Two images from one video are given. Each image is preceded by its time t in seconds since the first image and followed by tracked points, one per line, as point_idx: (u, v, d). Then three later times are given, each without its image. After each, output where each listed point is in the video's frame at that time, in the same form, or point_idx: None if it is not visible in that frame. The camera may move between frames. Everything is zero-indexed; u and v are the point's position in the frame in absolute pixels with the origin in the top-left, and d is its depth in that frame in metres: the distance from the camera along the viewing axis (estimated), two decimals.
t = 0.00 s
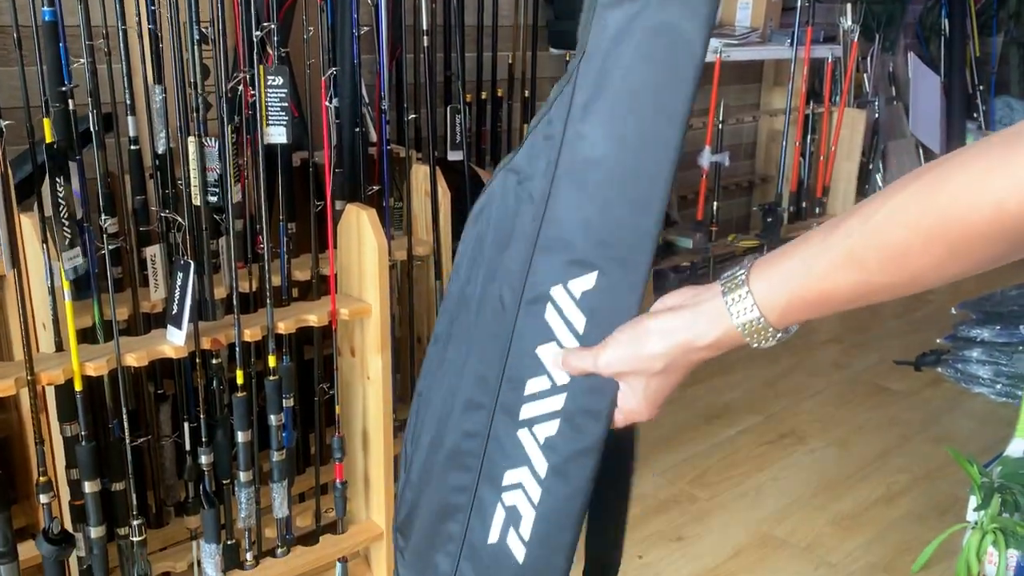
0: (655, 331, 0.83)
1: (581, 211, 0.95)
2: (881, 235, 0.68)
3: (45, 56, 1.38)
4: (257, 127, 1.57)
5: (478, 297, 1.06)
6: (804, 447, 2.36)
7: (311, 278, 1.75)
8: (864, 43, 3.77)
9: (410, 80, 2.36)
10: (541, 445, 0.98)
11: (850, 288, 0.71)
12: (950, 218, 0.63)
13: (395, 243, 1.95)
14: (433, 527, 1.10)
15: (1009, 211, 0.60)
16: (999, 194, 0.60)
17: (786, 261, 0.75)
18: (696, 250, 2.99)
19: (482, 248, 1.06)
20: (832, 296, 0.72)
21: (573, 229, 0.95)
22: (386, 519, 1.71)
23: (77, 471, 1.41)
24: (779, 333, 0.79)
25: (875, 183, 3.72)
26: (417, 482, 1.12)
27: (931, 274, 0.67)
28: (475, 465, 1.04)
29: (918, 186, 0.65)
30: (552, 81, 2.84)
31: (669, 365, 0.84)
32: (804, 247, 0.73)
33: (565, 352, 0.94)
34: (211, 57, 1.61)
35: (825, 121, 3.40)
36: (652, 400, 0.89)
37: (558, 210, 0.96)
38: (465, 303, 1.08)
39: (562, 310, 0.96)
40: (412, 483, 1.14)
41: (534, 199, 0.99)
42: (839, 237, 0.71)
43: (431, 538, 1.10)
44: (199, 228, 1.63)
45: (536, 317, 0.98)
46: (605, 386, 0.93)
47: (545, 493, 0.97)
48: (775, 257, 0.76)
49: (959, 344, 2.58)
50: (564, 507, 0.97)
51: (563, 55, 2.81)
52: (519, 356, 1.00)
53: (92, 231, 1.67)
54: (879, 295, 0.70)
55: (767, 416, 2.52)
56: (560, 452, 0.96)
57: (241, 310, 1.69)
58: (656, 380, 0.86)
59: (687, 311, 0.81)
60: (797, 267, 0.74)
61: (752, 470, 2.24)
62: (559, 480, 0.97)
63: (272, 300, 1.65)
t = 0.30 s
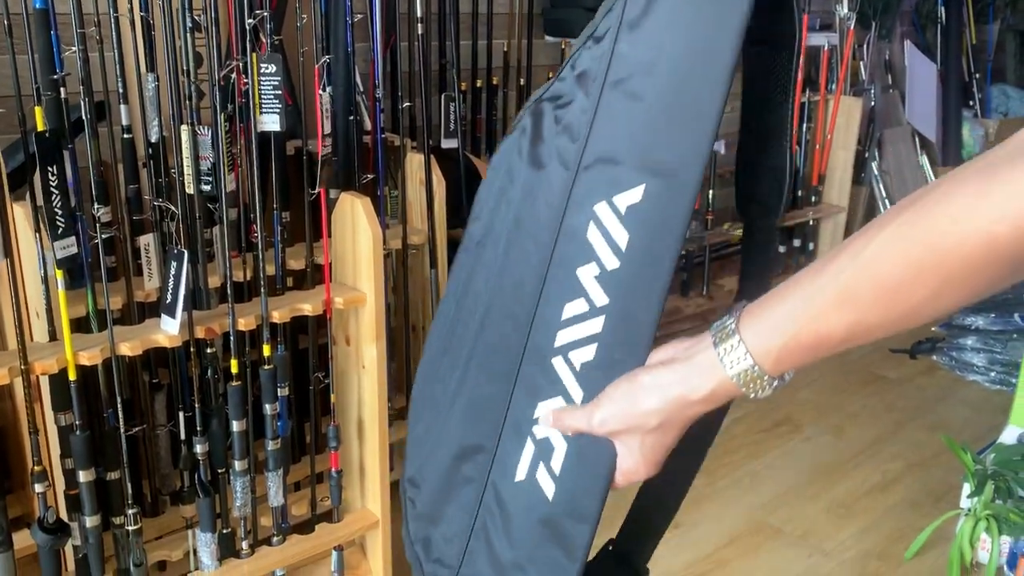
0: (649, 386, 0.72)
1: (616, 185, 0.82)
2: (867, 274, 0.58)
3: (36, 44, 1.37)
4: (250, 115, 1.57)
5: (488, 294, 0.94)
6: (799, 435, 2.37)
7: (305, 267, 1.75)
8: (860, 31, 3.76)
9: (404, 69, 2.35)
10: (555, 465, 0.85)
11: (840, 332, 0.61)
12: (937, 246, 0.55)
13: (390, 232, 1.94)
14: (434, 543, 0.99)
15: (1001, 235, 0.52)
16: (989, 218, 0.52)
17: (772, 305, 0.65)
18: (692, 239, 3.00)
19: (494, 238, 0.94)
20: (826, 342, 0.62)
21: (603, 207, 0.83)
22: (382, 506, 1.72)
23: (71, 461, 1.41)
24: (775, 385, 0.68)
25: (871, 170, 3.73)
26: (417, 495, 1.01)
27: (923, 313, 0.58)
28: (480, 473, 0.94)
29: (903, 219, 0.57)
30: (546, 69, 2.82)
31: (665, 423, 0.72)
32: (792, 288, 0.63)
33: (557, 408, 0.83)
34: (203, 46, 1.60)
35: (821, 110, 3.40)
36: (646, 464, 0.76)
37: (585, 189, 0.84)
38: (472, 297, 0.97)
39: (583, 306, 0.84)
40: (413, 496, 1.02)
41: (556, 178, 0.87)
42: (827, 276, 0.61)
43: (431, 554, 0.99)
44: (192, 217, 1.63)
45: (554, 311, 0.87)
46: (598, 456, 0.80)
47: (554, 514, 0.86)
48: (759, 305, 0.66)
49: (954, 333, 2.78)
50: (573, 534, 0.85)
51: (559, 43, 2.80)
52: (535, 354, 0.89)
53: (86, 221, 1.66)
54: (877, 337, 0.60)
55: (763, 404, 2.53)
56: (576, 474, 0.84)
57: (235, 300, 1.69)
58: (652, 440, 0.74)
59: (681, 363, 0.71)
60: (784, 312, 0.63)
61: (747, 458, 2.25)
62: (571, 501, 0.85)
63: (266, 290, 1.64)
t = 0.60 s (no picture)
0: (641, 498, 0.75)
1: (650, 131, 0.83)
2: (873, 351, 0.60)
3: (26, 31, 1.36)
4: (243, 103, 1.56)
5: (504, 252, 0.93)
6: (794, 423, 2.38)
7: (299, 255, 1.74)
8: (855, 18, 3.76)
9: (398, 57, 2.35)
10: (587, 419, 0.87)
11: (842, 420, 0.63)
12: (934, 325, 0.57)
13: (384, 221, 1.94)
14: (446, 510, 1.00)
15: (1015, 299, 0.54)
16: (1005, 279, 0.54)
17: (771, 397, 0.67)
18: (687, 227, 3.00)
19: (521, 195, 0.94)
20: (829, 428, 0.64)
21: (640, 151, 0.84)
22: (377, 494, 1.72)
23: (66, 450, 1.41)
24: (778, 487, 0.70)
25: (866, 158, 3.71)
26: (430, 459, 1.01)
27: (926, 392, 0.60)
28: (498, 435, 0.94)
29: (908, 286, 0.59)
30: (541, 56, 2.81)
31: (660, 536, 0.75)
32: (789, 379, 0.66)
33: (540, 528, 0.87)
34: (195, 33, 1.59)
35: (816, 97, 3.39)
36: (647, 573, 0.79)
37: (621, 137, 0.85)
38: (493, 253, 0.95)
39: (620, 244, 0.85)
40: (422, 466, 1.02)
41: (579, 161, 0.88)
42: (828, 356, 0.63)
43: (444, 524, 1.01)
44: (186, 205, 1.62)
45: (583, 267, 0.87)
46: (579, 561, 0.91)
47: (587, 471, 0.88)
48: (759, 397, 0.68)
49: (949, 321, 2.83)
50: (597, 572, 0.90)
51: (554, 29, 2.79)
52: (559, 309, 0.89)
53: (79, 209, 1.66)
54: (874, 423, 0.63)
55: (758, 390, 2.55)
56: (609, 432, 0.87)
57: (229, 288, 1.69)
58: (649, 554, 0.77)
59: (673, 471, 0.74)
60: (783, 407, 0.66)
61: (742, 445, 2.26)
62: (601, 458, 0.87)
63: (260, 278, 1.64)
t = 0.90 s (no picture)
0: (622, 535, 0.65)
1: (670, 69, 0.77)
2: (854, 370, 0.52)
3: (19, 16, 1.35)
4: (236, 91, 1.55)
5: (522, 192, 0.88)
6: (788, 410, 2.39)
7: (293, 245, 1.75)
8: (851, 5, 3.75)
9: (392, 44, 2.34)
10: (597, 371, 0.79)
11: (827, 442, 0.54)
12: (918, 328, 0.49)
13: (379, 210, 1.94)
14: (444, 468, 0.92)
15: (1000, 299, 0.47)
16: (992, 279, 0.47)
17: (752, 422, 0.58)
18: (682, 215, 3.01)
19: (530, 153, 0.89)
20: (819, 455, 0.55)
21: (658, 94, 0.77)
22: (372, 481, 1.73)
23: (61, 438, 1.41)
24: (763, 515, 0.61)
25: (862, 146, 3.73)
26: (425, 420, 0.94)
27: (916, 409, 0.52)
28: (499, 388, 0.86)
29: (878, 302, 0.52)
30: (536, 42, 2.81)
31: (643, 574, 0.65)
32: (770, 402, 0.57)
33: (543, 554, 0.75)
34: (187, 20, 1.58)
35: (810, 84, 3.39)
36: None
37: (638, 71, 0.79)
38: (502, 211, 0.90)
39: (633, 191, 0.78)
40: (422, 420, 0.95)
41: (586, 113, 0.82)
42: (807, 380, 0.54)
43: (440, 485, 0.92)
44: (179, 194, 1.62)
45: (596, 207, 0.81)
46: None
47: (595, 430, 0.79)
48: (736, 428, 0.59)
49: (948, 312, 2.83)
50: None
51: (550, 16, 2.78)
52: (569, 254, 0.82)
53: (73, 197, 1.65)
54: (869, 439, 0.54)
55: (752, 378, 2.56)
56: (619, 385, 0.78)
57: (223, 276, 1.69)
58: None
59: (653, 502, 0.65)
60: (764, 430, 0.57)
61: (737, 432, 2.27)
62: (608, 413, 0.78)
63: (254, 267, 1.64)
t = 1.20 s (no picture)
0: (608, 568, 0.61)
1: (705, 3, 0.77)
2: (853, 390, 0.48)
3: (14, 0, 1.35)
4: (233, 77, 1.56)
5: (562, 129, 0.90)
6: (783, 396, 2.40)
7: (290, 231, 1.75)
8: None
9: (388, 29, 2.34)
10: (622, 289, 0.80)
11: (825, 464, 0.51)
12: (914, 343, 0.46)
13: (375, 196, 1.94)
14: (470, 394, 0.90)
15: (1002, 316, 0.43)
16: (991, 294, 0.43)
17: (746, 441, 0.55)
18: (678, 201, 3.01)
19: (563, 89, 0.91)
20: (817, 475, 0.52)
21: (688, 26, 0.79)
22: (371, 466, 1.74)
23: (60, 422, 1.42)
24: (756, 544, 0.57)
25: (859, 132, 3.72)
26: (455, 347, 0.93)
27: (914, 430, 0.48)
28: (527, 310, 0.85)
29: (879, 312, 0.48)
30: (533, 28, 2.80)
31: None
32: (764, 420, 0.53)
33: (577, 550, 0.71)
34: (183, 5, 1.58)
35: (807, 71, 3.39)
36: None
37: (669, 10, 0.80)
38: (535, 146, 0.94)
39: (665, 115, 0.80)
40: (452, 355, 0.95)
41: (615, 51, 0.84)
42: (802, 396, 0.51)
43: (468, 411, 0.91)
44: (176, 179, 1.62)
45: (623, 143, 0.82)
46: None
47: (621, 352, 0.80)
48: (729, 451, 0.56)
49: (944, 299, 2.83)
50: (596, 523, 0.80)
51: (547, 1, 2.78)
52: (602, 181, 0.83)
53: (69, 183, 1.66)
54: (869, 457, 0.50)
55: (748, 363, 2.57)
56: (645, 311, 0.79)
57: (222, 262, 1.71)
58: None
59: (641, 535, 0.61)
60: (758, 450, 0.54)
61: (733, 417, 2.28)
62: (641, 332, 0.79)
63: (253, 253, 1.65)
